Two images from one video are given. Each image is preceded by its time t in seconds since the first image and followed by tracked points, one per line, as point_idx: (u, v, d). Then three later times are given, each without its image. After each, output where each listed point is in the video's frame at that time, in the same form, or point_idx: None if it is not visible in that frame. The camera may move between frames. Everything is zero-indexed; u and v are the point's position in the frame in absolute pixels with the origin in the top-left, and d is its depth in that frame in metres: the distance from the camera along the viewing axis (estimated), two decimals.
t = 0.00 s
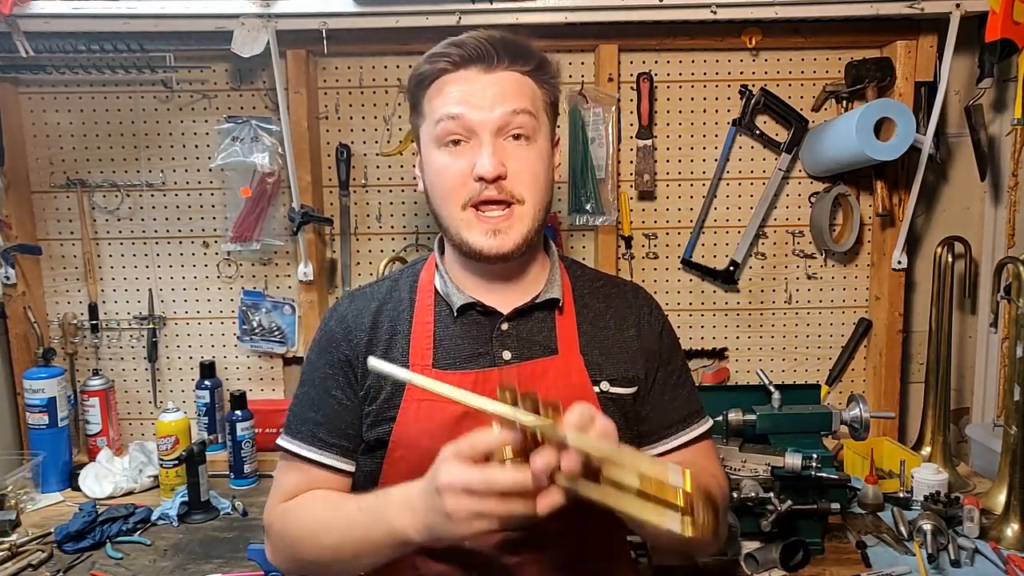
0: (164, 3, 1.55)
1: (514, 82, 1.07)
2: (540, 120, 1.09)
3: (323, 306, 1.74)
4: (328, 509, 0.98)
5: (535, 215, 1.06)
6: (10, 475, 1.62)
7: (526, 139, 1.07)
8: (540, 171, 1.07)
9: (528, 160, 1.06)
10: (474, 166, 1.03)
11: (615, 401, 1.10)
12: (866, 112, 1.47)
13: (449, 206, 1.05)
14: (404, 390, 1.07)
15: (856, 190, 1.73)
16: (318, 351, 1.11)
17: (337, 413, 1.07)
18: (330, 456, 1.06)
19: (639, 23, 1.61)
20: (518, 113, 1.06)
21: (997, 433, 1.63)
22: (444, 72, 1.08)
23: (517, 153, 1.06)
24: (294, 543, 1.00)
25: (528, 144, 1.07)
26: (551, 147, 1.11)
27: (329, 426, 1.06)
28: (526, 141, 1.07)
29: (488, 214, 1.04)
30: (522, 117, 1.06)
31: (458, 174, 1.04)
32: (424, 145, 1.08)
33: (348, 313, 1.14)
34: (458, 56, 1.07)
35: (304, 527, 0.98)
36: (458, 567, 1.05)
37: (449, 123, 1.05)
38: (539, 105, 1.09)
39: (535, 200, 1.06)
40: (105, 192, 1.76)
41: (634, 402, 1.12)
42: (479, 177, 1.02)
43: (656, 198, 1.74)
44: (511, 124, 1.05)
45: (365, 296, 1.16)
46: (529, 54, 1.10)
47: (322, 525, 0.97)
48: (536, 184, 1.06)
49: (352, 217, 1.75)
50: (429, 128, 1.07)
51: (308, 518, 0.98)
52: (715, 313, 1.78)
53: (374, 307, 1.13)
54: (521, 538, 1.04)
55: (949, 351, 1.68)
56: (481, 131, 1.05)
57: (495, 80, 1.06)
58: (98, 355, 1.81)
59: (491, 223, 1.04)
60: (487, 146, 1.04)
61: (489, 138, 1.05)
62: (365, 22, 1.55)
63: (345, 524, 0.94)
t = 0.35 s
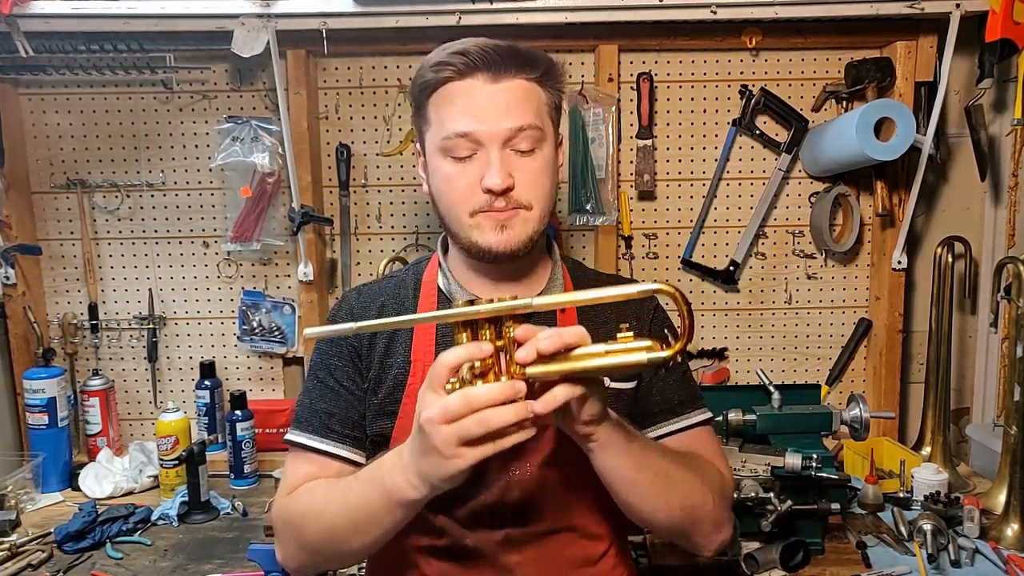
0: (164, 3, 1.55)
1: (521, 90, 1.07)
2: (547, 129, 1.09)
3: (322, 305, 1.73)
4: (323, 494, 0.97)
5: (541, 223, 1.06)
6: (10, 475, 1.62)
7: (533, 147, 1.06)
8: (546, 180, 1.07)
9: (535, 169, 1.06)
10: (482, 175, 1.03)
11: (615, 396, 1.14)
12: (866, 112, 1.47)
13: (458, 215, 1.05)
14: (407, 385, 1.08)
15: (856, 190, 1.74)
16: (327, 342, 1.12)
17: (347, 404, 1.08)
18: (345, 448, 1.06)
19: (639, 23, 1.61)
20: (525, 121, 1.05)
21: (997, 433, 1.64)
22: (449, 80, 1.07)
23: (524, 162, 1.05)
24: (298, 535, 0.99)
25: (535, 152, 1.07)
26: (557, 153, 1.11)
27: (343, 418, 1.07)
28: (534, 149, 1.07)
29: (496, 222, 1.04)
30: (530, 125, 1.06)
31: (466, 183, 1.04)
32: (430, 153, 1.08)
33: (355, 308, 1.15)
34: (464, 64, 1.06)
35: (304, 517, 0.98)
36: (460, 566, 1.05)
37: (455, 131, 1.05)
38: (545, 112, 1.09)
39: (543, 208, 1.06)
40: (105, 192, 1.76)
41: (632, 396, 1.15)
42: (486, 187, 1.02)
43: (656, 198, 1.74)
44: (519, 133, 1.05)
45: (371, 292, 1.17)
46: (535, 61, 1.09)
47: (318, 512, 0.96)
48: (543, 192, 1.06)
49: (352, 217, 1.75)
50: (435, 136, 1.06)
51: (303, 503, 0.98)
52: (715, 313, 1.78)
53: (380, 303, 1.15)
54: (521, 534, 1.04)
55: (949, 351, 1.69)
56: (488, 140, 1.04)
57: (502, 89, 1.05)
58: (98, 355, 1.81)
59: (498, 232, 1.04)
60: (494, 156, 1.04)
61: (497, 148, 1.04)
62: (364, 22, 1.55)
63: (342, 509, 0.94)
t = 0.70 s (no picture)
0: (164, 3, 1.55)
1: (516, 91, 1.06)
2: (542, 129, 1.09)
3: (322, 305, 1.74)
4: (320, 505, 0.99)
5: (538, 222, 1.07)
6: (10, 475, 1.62)
7: (529, 148, 1.07)
8: (543, 180, 1.07)
9: (532, 170, 1.06)
10: (479, 178, 1.03)
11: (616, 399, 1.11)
12: (866, 112, 1.47)
13: (454, 217, 1.05)
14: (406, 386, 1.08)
15: (856, 189, 1.74)
16: (325, 345, 1.12)
17: (345, 408, 1.08)
18: (341, 452, 1.06)
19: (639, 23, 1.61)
20: (521, 123, 1.05)
21: (997, 433, 1.64)
22: (444, 82, 1.06)
23: (520, 163, 1.06)
24: (298, 543, 1.00)
25: (532, 154, 1.07)
26: (553, 152, 1.11)
27: (340, 422, 1.07)
28: (530, 150, 1.07)
29: (493, 224, 1.04)
30: (525, 126, 1.06)
31: (463, 185, 1.04)
32: (426, 155, 1.08)
33: (353, 310, 1.15)
34: (459, 66, 1.06)
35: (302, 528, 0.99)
36: (459, 565, 1.05)
37: (451, 134, 1.05)
38: (540, 112, 1.09)
39: (539, 209, 1.07)
40: (105, 192, 1.76)
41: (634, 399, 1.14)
42: (484, 190, 1.03)
43: (656, 198, 1.74)
44: (515, 134, 1.05)
45: (369, 294, 1.17)
46: (531, 61, 1.09)
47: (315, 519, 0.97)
48: (539, 193, 1.06)
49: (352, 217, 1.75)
50: (432, 139, 1.06)
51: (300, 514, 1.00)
52: (715, 313, 1.78)
53: (378, 305, 1.14)
54: (519, 532, 1.05)
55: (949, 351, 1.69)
56: (484, 142, 1.04)
57: (498, 90, 1.05)
58: (98, 355, 1.81)
59: (495, 234, 1.04)
60: (490, 158, 1.04)
61: (493, 150, 1.04)
62: (365, 22, 1.55)
63: (336, 519, 0.94)
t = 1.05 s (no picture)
0: (164, 3, 1.55)
1: (516, 92, 1.07)
2: (542, 128, 1.09)
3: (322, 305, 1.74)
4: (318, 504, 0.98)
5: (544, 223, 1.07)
6: (10, 475, 1.62)
7: (531, 148, 1.07)
8: (545, 178, 1.07)
9: (534, 170, 1.06)
10: (484, 181, 1.03)
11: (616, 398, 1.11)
12: (866, 112, 1.47)
13: (462, 223, 1.05)
14: (406, 384, 1.08)
15: (856, 189, 1.73)
16: (322, 345, 1.12)
17: (342, 409, 1.08)
18: (331, 450, 1.06)
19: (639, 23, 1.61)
20: (522, 123, 1.05)
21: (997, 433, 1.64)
22: (443, 86, 1.06)
23: (523, 164, 1.06)
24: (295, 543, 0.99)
25: (533, 154, 1.07)
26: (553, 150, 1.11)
27: (336, 423, 1.07)
28: (531, 150, 1.07)
29: (501, 227, 1.04)
30: (526, 126, 1.06)
31: (469, 189, 1.04)
32: (429, 160, 1.07)
33: (350, 310, 1.14)
34: (458, 68, 1.06)
35: (301, 528, 0.98)
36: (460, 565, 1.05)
37: (454, 137, 1.04)
38: (539, 112, 1.09)
39: (544, 209, 1.07)
40: (105, 192, 1.76)
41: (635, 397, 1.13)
42: (490, 193, 1.03)
43: (656, 198, 1.74)
44: (517, 135, 1.05)
45: (366, 294, 1.17)
46: (529, 62, 1.09)
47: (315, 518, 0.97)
48: (543, 192, 1.07)
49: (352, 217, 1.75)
50: (434, 143, 1.06)
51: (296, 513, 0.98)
52: (715, 313, 1.78)
53: (376, 305, 1.14)
54: (520, 530, 1.04)
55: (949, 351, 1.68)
56: (487, 145, 1.04)
57: (498, 92, 1.06)
58: (98, 355, 1.81)
59: (504, 238, 1.04)
60: (494, 160, 1.04)
61: (496, 152, 1.04)
62: (365, 22, 1.55)
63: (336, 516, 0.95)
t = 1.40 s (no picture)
0: (164, 3, 1.55)
1: (513, 88, 1.06)
2: (540, 125, 1.09)
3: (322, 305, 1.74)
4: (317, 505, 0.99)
5: (537, 218, 1.07)
6: (10, 475, 1.61)
7: (527, 145, 1.07)
8: (541, 175, 1.07)
9: (530, 166, 1.06)
10: (476, 174, 1.03)
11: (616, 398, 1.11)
12: (866, 112, 1.47)
13: (453, 214, 1.05)
14: (406, 384, 1.08)
15: (856, 189, 1.74)
16: (321, 347, 1.12)
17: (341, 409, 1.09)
18: (328, 456, 1.07)
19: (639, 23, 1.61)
20: (518, 119, 1.05)
21: (997, 433, 1.64)
22: (442, 80, 1.07)
23: (518, 160, 1.06)
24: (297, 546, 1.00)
25: (529, 151, 1.07)
26: (552, 148, 1.11)
27: (332, 424, 1.08)
28: (528, 147, 1.07)
29: (491, 221, 1.04)
30: (522, 122, 1.06)
31: (461, 183, 1.04)
32: (426, 153, 1.08)
33: (349, 310, 1.14)
34: (456, 63, 1.06)
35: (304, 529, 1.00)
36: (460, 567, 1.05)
37: (448, 130, 1.05)
38: (539, 110, 1.09)
39: (537, 207, 1.07)
40: (105, 192, 1.76)
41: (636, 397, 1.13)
42: (481, 186, 1.03)
43: (656, 198, 1.74)
44: (513, 131, 1.05)
45: (365, 295, 1.16)
46: (529, 60, 1.09)
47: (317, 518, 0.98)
48: (537, 190, 1.06)
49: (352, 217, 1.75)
50: (430, 135, 1.07)
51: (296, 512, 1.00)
52: (715, 313, 1.78)
53: (374, 306, 1.14)
54: (520, 533, 1.05)
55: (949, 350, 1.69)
56: (481, 139, 1.04)
57: (495, 87, 1.06)
58: (98, 355, 1.81)
59: (495, 232, 1.04)
60: (488, 154, 1.04)
61: (490, 146, 1.04)
62: (365, 22, 1.55)
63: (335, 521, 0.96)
